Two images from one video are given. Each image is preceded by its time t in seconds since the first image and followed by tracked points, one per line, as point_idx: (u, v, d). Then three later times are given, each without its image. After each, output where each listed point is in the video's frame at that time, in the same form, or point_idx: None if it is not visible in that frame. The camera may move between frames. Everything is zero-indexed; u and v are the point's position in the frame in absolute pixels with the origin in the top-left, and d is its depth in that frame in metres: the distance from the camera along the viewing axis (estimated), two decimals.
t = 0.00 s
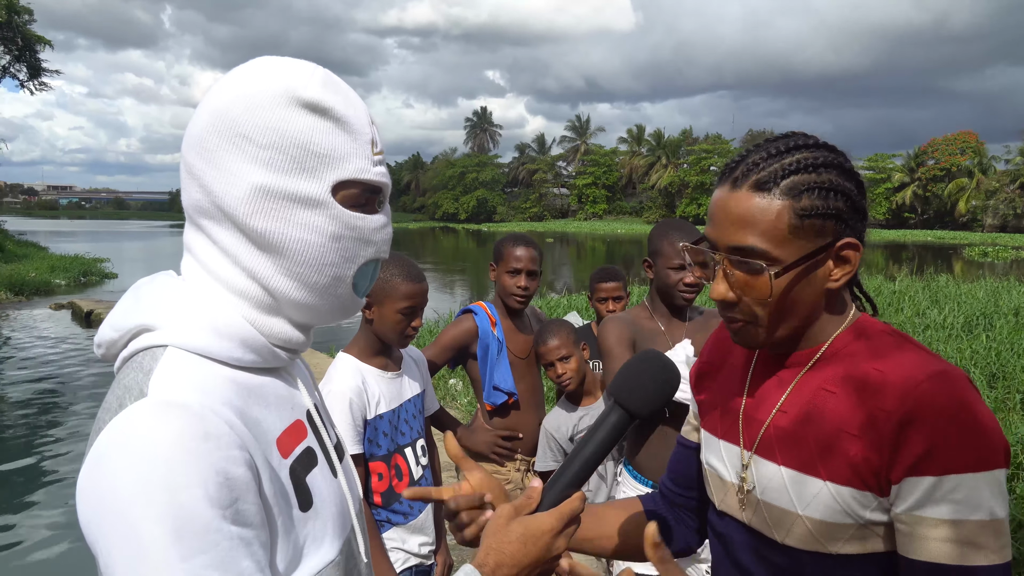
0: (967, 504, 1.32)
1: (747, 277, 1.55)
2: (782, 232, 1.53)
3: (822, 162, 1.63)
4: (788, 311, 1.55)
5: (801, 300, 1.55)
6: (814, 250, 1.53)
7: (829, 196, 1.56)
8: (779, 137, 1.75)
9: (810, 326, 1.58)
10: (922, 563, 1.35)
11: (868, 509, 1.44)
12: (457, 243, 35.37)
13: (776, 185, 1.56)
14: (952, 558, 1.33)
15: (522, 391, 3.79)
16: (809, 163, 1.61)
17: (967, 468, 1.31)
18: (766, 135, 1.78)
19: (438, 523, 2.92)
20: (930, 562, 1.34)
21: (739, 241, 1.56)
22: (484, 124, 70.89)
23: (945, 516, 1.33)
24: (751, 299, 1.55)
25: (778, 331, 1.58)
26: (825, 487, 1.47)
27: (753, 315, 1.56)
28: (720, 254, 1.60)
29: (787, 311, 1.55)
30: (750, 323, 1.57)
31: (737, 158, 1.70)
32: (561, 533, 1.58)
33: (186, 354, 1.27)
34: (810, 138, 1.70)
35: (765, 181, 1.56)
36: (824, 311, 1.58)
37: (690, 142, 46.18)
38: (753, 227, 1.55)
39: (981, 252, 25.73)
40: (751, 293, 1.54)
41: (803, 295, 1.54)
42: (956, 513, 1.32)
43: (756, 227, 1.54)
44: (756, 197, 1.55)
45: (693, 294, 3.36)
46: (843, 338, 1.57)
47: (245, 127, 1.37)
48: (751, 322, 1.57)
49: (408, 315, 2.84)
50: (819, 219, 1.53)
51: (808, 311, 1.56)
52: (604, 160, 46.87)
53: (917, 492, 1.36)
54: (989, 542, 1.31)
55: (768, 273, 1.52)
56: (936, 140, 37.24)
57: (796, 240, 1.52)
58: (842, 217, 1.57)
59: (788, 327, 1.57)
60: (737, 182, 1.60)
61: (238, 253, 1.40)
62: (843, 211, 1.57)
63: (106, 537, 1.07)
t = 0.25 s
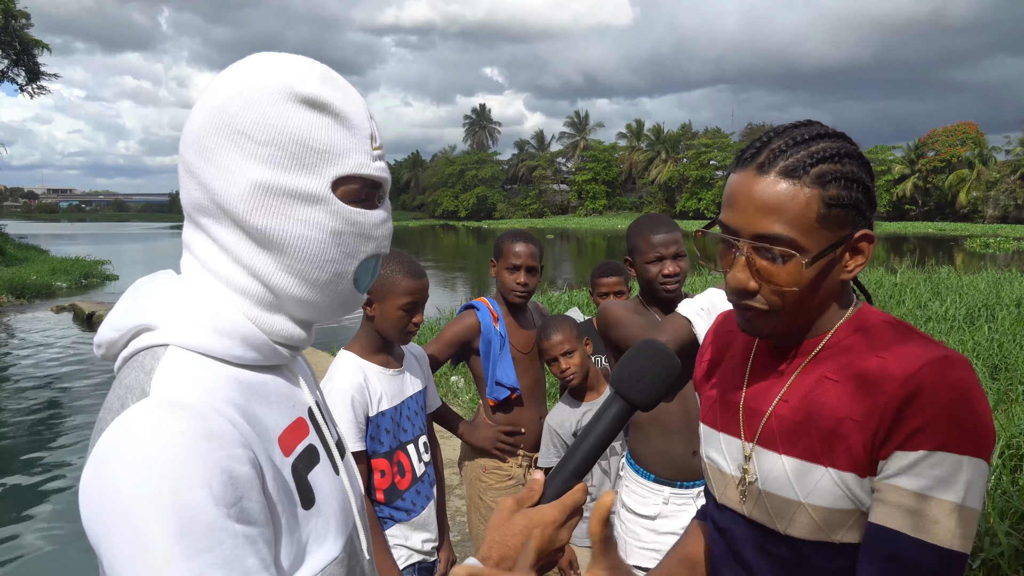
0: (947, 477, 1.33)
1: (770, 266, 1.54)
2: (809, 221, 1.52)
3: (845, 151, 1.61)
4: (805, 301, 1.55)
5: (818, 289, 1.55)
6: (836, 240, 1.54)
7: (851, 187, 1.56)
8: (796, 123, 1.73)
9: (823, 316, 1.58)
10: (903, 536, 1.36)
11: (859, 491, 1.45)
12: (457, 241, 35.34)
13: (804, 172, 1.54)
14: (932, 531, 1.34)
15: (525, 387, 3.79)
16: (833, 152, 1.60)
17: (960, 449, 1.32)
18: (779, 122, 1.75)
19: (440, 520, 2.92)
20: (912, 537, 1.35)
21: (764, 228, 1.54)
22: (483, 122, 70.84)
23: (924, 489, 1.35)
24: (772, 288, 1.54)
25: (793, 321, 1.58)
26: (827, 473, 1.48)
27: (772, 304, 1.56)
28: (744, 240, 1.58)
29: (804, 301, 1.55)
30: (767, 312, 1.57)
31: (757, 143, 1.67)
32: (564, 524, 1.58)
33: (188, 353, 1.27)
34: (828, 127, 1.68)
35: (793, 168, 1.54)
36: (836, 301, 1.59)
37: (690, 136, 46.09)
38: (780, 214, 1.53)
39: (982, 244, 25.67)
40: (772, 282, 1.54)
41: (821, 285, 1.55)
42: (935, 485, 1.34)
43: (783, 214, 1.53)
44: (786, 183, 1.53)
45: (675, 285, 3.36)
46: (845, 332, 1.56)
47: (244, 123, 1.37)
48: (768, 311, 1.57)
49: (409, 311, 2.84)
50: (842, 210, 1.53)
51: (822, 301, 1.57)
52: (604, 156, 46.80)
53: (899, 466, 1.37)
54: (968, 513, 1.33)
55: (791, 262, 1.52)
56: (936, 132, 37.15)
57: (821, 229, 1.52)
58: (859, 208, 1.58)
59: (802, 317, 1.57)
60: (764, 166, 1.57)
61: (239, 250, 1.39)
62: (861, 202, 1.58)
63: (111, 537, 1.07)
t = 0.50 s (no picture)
0: (974, 491, 1.32)
1: (774, 259, 1.53)
2: (815, 215, 1.51)
3: (855, 147, 1.60)
4: (805, 297, 1.55)
5: (818, 284, 1.55)
6: (838, 235, 1.53)
7: (858, 183, 1.55)
8: (806, 118, 1.72)
9: (820, 314, 1.59)
10: (928, 552, 1.35)
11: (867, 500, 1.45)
12: (456, 239, 35.32)
13: (813, 165, 1.53)
14: (958, 545, 1.33)
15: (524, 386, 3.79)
16: (842, 147, 1.59)
17: (966, 454, 1.31)
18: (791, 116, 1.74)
19: (438, 519, 2.92)
20: (938, 552, 1.34)
21: (769, 220, 1.54)
22: (481, 119, 70.74)
23: (948, 504, 1.33)
24: (774, 281, 1.54)
25: (792, 316, 1.57)
26: (822, 476, 1.48)
27: (772, 298, 1.55)
28: (748, 231, 1.57)
29: (804, 296, 1.55)
30: (767, 306, 1.56)
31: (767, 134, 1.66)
32: (561, 526, 1.58)
33: (183, 354, 1.27)
34: (838, 122, 1.67)
35: (802, 161, 1.53)
36: (835, 298, 1.59)
37: (688, 134, 46.07)
38: (786, 206, 1.52)
39: (981, 241, 25.67)
40: (774, 275, 1.54)
41: (821, 279, 1.55)
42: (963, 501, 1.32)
43: (789, 207, 1.52)
44: (795, 175, 1.52)
45: (671, 279, 3.36)
46: (843, 324, 1.57)
47: (237, 121, 1.36)
48: (768, 304, 1.56)
49: (407, 309, 2.84)
50: (848, 206, 1.53)
51: (820, 296, 1.57)
52: (603, 154, 46.78)
53: (921, 480, 1.35)
54: (995, 529, 1.32)
55: (795, 256, 1.52)
56: (934, 129, 37.16)
57: (826, 224, 1.52)
58: (864, 206, 1.57)
59: (801, 313, 1.57)
60: (773, 157, 1.56)
61: (232, 248, 1.39)
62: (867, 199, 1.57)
63: (107, 538, 1.07)
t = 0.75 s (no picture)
0: (976, 482, 1.32)
1: (774, 258, 1.53)
2: (813, 212, 1.52)
3: (848, 143, 1.61)
4: (807, 294, 1.55)
5: (819, 281, 1.55)
6: (837, 231, 1.54)
7: (854, 179, 1.56)
8: (799, 116, 1.72)
9: (823, 313, 1.58)
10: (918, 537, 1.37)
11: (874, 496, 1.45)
12: (451, 239, 35.29)
13: (808, 163, 1.53)
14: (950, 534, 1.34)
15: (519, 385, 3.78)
16: (837, 143, 1.59)
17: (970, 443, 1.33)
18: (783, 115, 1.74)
19: (434, 519, 2.91)
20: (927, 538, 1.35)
21: (767, 219, 1.54)
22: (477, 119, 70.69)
23: (954, 492, 1.34)
24: (775, 280, 1.53)
25: (794, 315, 1.57)
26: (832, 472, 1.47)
27: (774, 297, 1.55)
28: (747, 231, 1.56)
29: (805, 295, 1.55)
30: (769, 305, 1.56)
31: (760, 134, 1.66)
32: (555, 525, 1.57)
33: (173, 355, 1.26)
34: (832, 120, 1.68)
35: (797, 159, 1.54)
36: (836, 295, 1.59)
37: (683, 133, 46.15)
38: (784, 205, 1.52)
39: (974, 240, 25.78)
40: (775, 274, 1.53)
41: (822, 276, 1.55)
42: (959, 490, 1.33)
43: (787, 205, 1.52)
44: (792, 174, 1.52)
45: (676, 276, 3.36)
46: (841, 331, 1.57)
47: (226, 120, 1.35)
48: (770, 304, 1.56)
49: (401, 309, 2.83)
50: (845, 202, 1.53)
51: (821, 293, 1.57)
52: (598, 154, 46.83)
53: (929, 467, 1.37)
54: (989, 523, 1.32)
55: (795, 254, 1.51)
56: (928, 129, 37.31)
57: (824, 220, 1.52)
58: (862, 201, 1.57)
59: (802, 311, 1.57)
60: (767, 157, 1.56)
61: (223, 249, 1.38)
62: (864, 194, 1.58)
63: (95, 541, 1.06)
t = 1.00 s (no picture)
0: (962, 452, 1.30)
1: (759, 250, 1.54)
2: (796, 205, 1.53)
3: (829, 139, 1.62)
4: (792, 288, 1.57)
5: (804, 273, 1.56)
6: (821, 224, 1.55)
7: (836, 174, 1.57)
8: (782, 114, 1.74)
9: (809, 306, 1.60)
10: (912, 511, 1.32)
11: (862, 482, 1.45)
12: (446, 238, 35.25)
13: (791, 158, 1.55)
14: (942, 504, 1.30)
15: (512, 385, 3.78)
16: (819, 138, 1.61)
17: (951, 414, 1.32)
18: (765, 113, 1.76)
19: (428, 519, 2.92)
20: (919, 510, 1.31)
21: (754, 213, 1.55)
22: (472, 118, 70.60)
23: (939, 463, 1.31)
24: (761, 273, 1.55)
25: (782, 308, 1.58)
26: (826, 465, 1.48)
27: (761, 291, 1.56)
28: (733, 226, 1.58)
29: (791, 288, 1.57)
30: (757, 298, 1.57)
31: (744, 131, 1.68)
32: (546, 522, 1.59)
33: (162, 355, 1.26)
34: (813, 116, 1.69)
35: (780, 154, 1.55)
36: (821, 289, 1.61)
37: (678, 132, 46.20)
38: (769, 200, 1.54)
39: (968, 238, 25.89)
40: (762, 266, 1.54)
41: (807, 268, 1.56)
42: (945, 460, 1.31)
43: (771, 199, 1.54)
44: (775, 168, 1.54)
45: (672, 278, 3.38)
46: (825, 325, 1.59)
47: (221, 120, 1.35)
48: (757, 297, 1.57)
49: (394, 309, 2.83)
50: (828, 196, 1.55)
51: (807, 286, 1.58)
52: (593, 152, 46.87)
53: (913, 444, 1.35)
54: (979, 491, 1.29)
55: (782, 247, 1.53)
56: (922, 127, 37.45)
57: (808, 213, 1.54)
58: (843, 195, 1.59)
59: (788, 305, 1.58)
60: (751, 153, 1.58)
61: (216, 249, 1.38)
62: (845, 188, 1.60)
63: (83, 543, 1.06)
